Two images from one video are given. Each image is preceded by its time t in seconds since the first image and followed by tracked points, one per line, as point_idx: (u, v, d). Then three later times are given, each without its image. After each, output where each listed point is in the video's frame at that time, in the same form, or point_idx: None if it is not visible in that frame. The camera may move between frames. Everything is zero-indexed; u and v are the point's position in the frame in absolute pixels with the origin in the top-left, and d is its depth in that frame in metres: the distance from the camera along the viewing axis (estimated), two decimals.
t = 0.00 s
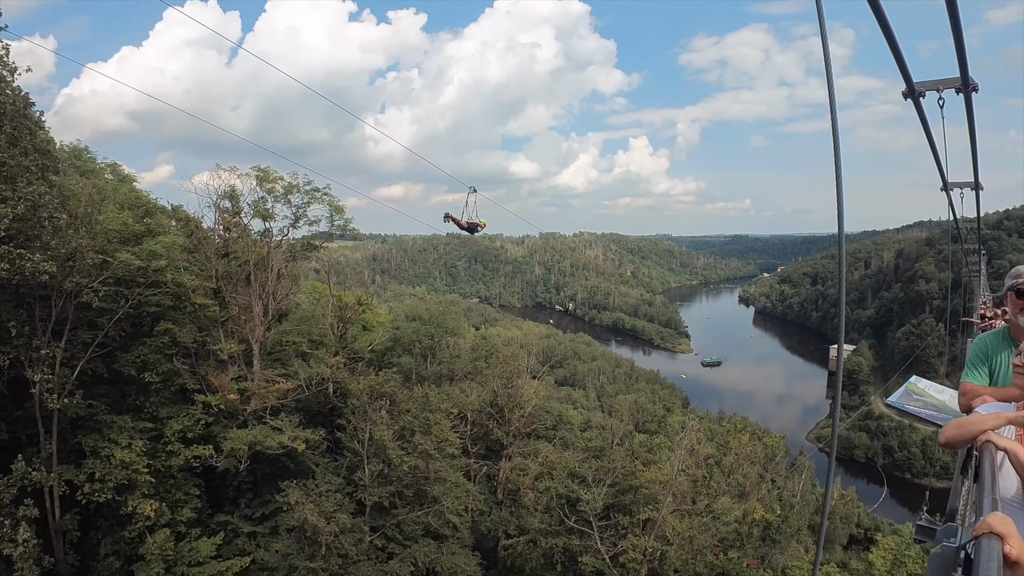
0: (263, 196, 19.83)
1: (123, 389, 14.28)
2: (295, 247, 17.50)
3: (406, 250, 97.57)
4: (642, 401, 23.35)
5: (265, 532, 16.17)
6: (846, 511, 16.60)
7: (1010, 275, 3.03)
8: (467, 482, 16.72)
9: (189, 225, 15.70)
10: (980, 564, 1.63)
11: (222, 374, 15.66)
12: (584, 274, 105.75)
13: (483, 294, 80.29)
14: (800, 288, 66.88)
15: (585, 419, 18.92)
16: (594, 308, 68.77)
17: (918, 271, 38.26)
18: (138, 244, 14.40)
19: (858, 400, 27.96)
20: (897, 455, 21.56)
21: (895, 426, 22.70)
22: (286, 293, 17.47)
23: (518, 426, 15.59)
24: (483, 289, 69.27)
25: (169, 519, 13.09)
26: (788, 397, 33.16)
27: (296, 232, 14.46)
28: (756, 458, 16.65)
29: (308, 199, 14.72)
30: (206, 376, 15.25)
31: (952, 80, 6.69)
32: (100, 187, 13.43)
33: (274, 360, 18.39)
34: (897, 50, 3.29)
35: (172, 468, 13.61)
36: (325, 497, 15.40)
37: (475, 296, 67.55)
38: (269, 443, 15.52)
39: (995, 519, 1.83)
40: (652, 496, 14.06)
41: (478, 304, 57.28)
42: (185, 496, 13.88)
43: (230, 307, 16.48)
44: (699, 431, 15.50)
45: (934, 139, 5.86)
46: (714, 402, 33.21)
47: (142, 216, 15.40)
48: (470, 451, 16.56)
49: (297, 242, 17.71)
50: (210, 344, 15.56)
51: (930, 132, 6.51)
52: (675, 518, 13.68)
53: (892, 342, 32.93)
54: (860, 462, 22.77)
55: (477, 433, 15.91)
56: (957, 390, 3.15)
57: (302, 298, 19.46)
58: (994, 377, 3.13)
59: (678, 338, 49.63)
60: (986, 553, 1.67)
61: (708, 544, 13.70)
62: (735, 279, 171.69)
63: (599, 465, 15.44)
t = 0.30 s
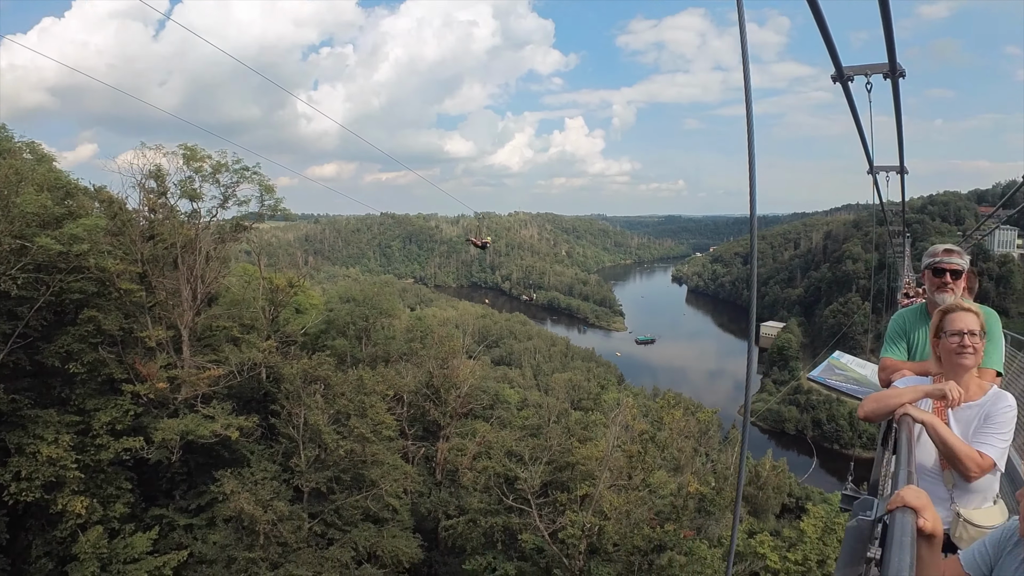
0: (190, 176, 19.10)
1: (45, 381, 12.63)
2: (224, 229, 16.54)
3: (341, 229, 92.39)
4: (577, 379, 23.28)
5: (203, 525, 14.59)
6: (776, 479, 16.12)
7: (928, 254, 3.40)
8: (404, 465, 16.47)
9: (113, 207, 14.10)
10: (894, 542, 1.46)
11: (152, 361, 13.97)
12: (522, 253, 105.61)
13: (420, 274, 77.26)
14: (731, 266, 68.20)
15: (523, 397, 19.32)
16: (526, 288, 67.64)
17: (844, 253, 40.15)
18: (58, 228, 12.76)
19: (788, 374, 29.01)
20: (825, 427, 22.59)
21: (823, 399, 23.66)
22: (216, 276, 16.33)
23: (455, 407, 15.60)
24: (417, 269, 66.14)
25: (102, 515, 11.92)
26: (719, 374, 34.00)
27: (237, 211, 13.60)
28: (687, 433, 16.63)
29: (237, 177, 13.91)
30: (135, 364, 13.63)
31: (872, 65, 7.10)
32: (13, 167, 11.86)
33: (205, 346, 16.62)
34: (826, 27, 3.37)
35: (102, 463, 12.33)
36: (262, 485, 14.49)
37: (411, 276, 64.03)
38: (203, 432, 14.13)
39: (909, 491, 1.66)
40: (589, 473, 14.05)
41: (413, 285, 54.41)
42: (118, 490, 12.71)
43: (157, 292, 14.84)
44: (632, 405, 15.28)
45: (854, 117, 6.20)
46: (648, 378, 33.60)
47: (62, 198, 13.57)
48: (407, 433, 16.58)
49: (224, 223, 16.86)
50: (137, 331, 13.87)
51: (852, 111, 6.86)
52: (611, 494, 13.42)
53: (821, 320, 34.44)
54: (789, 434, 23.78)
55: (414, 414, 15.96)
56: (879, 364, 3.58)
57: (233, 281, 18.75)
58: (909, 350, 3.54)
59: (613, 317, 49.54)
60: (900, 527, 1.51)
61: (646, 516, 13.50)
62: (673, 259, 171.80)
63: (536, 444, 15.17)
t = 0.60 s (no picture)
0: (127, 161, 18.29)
1: None
2: (164, 216, 14.69)
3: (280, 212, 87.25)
4: (524, 363, 23.03)
5: (152, 524, 13.01)
6: (723, 458, 16.18)
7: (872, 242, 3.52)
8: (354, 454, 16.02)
9: (46, 194, 12.34)
10: (846, 530, 1.40)
11: (90, 356, 12.55)
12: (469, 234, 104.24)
13: (365, 258, 74.01)
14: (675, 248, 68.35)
15: (470, 383, 19.39)
16: (473, 272, 66.10)
17: (785, 237, 41.28)
18: None
19: (733, 355, 29.65)
20: (769, 406, 23.30)
21: (767, 378, 24.30)
22: (157, 266, 14.59)
23: (404, 394, 15.49)
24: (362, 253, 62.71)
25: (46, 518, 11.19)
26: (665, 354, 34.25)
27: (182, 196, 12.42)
28: (634, 414, 16.70)
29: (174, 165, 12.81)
30: (74, 360, 12.44)
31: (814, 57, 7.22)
32: None
33: (146, 338, 15.00)
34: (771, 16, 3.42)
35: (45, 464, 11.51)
36: (208, 480, 13.28)
37: (356, 262, 60.70)
38: (146, 428, 12.63)
39: (862, 480, 1.60)
40: (539, 458, 13.42)
41: (356, 269, 51.59)
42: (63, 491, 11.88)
43: (95, 284, 13.16)
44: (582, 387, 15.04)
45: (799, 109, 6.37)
46: (595, 360, 33.48)
47: None
48: (355, 422, 16.33)
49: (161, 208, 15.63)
50: (75, 326, 12.47)
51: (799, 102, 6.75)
52: (563, 476, 13.04)
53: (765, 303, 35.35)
54: (734, 412, 24.43)
55: (362, 402, 15.73)
56: (823, 344, 3.64)
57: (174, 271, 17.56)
58: (854, 332, 3.60)
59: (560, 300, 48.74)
60: (848, 515, 1.45)
61: (597, 497, 13.26)
62: (621, 242, 171.58)
63: (485, 429, 14.62)
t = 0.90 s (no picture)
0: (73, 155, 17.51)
1: None
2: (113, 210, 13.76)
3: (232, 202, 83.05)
4: (481, 354, 22.76)
5: (110, 528, 12.20)
6: (683, 443, 16.37)
7: (822, 228, 3.47)
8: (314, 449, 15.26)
9: None
10: (791, 532, 1.32)
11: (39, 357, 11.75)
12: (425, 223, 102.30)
13: (320, 249, 71.48)
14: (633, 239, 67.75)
15: (428, 374, 19.18)
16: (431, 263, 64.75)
17: (741, 226, 41.66)
18: None
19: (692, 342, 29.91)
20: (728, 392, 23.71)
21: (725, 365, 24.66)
22: (109, 261, 13.61)
23: (363, 387, 15.26)
24: (317, 244, 60.00)
25: None
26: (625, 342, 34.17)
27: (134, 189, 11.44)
28: (592, 401, 16.67)
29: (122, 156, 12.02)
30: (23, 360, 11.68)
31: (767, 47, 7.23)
32: None
33: (97, 337, 14.30)
34: (727, 8, 3.46)
35: None
36: (166, 481, 12.39)
37: (311, 255, 57.98)
38: (100, 429, 11.75)
39: (809, 470, 1.54)
40: (499, 448, 12.91)
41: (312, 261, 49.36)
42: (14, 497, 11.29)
43: (43, 282, 12.39)
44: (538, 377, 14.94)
45: (757, 100, 6.46)
46: (554, 349, 33.14)
47: None
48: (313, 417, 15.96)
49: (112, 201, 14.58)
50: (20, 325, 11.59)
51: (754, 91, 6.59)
52: (523, 466, 12.51)
53: (722, 291, 35.79)
54: (694, 399, 24.85)
55: (321, 397, 15.39)
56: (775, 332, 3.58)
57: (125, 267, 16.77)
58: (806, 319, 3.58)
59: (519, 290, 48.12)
60: (797, 511, 1.39)
61: (559, 486, 12.72)
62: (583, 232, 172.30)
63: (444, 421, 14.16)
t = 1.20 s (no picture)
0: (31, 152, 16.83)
1: None
2: (72, 210, 12.92)
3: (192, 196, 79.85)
4: (448, 350, 22.52)
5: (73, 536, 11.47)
6: (653, 435, 16.53)
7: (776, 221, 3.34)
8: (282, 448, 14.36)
9: None
10: (715, 541, 1.22)
11: None
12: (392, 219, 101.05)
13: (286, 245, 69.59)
14: (601, 233, 67.46)
15: (397, 371, 18.97)
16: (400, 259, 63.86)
17: (708, 219, 41.93)
18: None
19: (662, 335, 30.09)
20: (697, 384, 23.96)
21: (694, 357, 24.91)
22: (70, 261, 12.92)
23: (330, 385, 14.99)
24: (282, 241, 58.18)
25: None
26: (594, 336, 34.13)
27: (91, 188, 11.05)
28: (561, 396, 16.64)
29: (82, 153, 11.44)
30: None
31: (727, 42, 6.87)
32: None
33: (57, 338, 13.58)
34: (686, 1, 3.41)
35: None
36: (131, 486, 11.60)
37: (277, 252, 56.21)
38: (62, 435, 11.24)
39: (741, 474, 1.45)
40: (467, 444, 12.53)
41: (277, 258, 47.73)
42: None
43: None
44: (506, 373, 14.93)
45: (722, 98, 6.47)
46: (524, 344, 32.99)
47: None
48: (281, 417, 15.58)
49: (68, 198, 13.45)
50: None
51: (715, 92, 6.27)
52: (492, 461, 12.27)
53: (689, 283, 36.06)
54: (663, 392, 25.05)
55: (287, 396, 15.01)
56: (728, 327, 3.43)
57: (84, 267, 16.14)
58: (759, 313, 3.47)
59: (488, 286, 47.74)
60: (723, 516, 1.29)
61: (527, 481, 12.47)
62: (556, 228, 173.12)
63: (412, 417, 13.82)
